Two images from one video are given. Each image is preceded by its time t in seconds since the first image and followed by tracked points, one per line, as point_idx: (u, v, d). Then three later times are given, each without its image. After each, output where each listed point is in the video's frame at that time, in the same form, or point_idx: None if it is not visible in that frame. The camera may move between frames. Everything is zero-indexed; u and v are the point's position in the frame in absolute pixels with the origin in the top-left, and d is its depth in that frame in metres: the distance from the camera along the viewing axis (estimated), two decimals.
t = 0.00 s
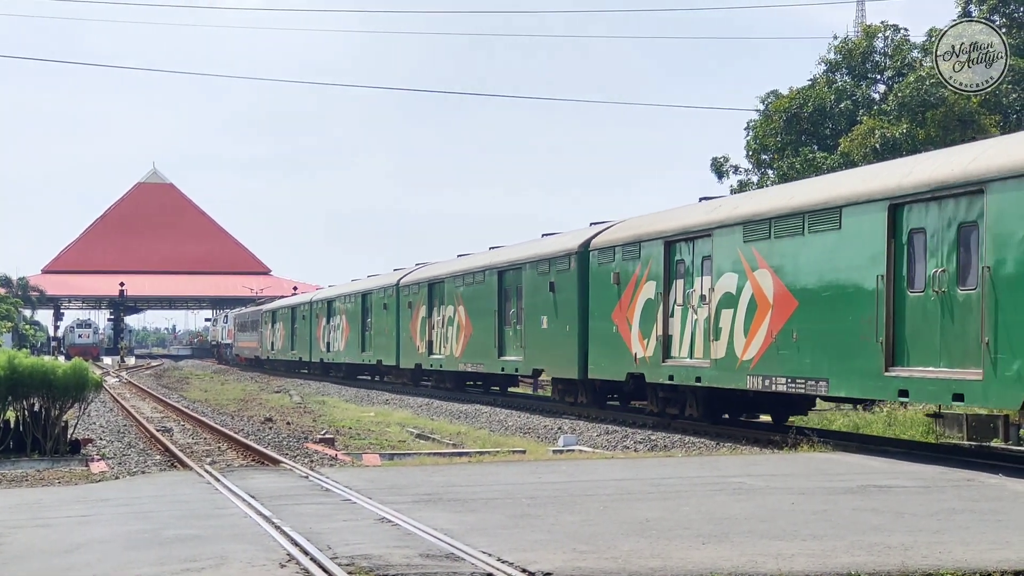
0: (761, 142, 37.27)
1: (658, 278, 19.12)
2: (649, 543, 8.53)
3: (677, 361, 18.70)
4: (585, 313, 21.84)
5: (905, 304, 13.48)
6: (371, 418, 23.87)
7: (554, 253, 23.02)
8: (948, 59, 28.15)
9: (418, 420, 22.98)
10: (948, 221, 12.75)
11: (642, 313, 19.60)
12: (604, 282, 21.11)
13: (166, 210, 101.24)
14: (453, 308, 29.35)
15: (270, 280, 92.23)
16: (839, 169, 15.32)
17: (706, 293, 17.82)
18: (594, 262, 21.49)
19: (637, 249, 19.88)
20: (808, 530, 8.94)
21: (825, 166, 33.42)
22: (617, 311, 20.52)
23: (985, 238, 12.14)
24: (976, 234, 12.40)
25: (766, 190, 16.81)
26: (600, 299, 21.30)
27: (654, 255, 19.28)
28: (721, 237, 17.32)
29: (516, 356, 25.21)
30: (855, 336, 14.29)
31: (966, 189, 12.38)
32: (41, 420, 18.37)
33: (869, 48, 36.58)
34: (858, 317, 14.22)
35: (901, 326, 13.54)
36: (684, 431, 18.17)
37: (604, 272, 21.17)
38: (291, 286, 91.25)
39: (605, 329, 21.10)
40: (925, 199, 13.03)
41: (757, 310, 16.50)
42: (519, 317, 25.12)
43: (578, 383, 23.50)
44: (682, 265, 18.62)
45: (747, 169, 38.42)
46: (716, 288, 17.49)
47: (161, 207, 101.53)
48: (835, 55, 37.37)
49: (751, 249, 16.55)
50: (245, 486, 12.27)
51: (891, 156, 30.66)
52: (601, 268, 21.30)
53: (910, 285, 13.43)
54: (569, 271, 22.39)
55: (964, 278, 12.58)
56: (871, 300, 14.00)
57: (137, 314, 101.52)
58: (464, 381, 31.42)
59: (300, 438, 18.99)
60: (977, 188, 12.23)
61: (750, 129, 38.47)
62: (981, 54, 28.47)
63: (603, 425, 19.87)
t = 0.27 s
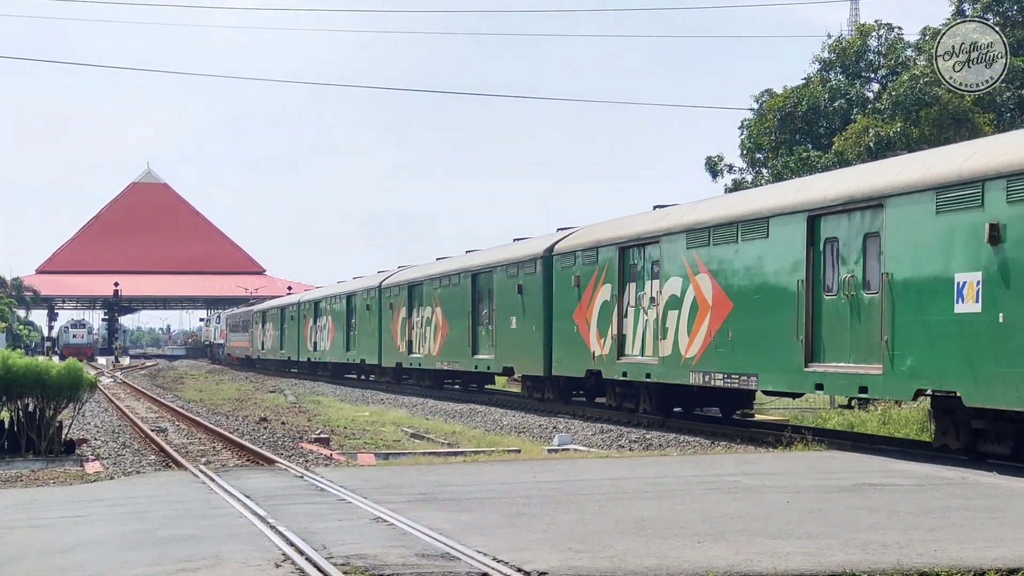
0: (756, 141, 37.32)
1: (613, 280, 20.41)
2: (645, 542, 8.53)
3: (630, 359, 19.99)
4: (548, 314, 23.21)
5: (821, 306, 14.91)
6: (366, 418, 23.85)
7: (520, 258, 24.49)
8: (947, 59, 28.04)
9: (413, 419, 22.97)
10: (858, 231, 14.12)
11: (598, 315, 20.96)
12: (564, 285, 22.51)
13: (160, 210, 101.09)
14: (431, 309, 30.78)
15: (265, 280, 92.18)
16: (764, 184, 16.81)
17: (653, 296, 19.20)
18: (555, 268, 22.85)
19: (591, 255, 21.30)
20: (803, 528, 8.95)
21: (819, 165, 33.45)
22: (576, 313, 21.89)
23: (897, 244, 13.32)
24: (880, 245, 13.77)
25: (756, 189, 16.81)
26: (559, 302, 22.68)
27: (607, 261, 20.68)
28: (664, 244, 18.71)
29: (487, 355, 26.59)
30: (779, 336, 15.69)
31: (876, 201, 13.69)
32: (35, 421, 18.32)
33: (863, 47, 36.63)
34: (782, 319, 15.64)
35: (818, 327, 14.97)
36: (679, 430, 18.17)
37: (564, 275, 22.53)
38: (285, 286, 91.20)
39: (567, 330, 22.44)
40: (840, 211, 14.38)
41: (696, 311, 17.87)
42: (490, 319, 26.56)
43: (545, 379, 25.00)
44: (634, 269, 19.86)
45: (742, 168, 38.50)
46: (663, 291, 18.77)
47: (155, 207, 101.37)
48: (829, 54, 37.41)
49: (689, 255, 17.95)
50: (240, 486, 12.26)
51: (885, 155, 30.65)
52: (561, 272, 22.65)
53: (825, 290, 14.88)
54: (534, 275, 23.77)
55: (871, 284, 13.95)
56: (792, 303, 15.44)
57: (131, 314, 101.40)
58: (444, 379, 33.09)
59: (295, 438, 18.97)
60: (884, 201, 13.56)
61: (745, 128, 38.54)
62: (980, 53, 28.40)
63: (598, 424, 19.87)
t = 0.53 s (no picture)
0: (751, 140, 37.28)
1: (574, 282, 22.49)
2: (641, 541, 8.56)
3: (590, 356, 22.05)
4: (518, 314, 25.33)
5: (755, 307, 16.61)
6: (362, 417, 23.85)
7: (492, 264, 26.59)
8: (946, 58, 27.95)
9: (409, 419, 22.97)
10: (782, 239, 15.86)
11: (562, 315, 23.02)
12: (533, 287, 24.62)
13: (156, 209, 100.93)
14: (413, 309, 32.87)
15: (260, 279, 92.11)
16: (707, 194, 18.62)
17: (610, 297, 21.17)
18: (525, 271, 24.97)
19: (558, 259, 23.31)
20: (798, 527, 8.97)
21: (814, 163, 33.47)
22: (543, 314, 23.94)
23: (812, 252, 15.01)
24: (800, 251, 15.48)
25: (757, 188, 16.96)
26: (530, 303, 24.67)
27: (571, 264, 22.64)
28: (620, 248, 20.70)
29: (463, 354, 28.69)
30: (717, 334, 17.43)
31: (795, 213, 15.42)
32: (31, 421, 18.30)
33: (858, 45, 36.70)
34: (718, 318, 17.42)
35: (751, 326, 16.68)
36: (676, 430, 18.18)
37: (532, 278, 24.67)
38: (281, 286, 91.11)
39: (535, 329, 24.45)
40: (766, 221, 16.14)
41: (647, 311, 19.74)
42: (465, 319, 28.57)
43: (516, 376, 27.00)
44: (594, 272, 21.92)
45: (737, 167, 38.55)
46: (618, 292, 20.77)
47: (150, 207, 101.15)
48: (824, 53, 37.46)
49: (642, 260, 19.85)
50: (236, 486, 12.28)
51: (880, 154, 30.68)
52: (530, 275, 24.78)
53: (757, 293, 16.59)
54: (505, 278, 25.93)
55: (792, 287, 15.70)
56: (727, 303, 17.20)
57: (127, 314, 101.27)
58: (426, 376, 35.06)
59: (292, 437, 18.98)
60: (803, 213, 15.26)
61: (740, 127, 38.54)
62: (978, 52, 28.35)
63: (595, 422, 19.89)
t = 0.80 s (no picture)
0: (749, 139, 37.30)
1: (542, 286, 23.96)
2: (640, 541, 8.56)
3: (557, 356, 23.47)
4: (493, 315, 26.84)
5: (699, 309, 18.00)
6: (361, 418, 23.83)
7: (471, 267, 28.15)
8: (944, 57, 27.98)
9: (408, 419, 22.95)
10: (722, 247, 17.27)
11: (531, 316, 24.48)
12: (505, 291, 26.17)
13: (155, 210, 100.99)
14: (397, 311, 34.22)
15: (259, 280, 92.14)
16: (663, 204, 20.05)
17: (576, 300, 22.65)
18: (499, 275, 26.53)
19: (529, 263, 24.84)
20: (797, 526, 8.97)
21: (812, 162, 33.49)
22: (514, 315, 25.47)
23: (746, 259, 16.40)
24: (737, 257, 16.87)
25: (753, 187, 17.01)
26: (503, 305, 26.11)
27: (540, 268, 24.09)
28: (584, 254, 22.16)
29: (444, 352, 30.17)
30: (665, 334, 18.84)
31: (732, 224, 16.88)
32: (30, 422, 18.30)
33: (856, 45, 36.73)
34: (665, 319, 18.85)
35: (695, 326, 18.10)
36: (675, 429, 18.17)
37: (504, 282, 26.21)
38: (280, 286, 91.13)
39: (507, 330, 25.99)
40: (708, 230, 17.56)
41: (606, 313, 21.16)
42: (447, 319, 30.02)
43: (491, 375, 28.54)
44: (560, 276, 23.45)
45: (736, 167, 38.54)
46: (581, 295, 22.25)
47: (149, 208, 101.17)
48: (822, 52, 37.49)
49: (602, 265, 21.29)
50: (235, 486, 12.27)
51: (878, 153, 30.71)
52: (504, 278, 26.27)
53: (700, 295, 17.96)
54: (482, 281, 27.50)
55: (729, 291, 17.10)
56: (674, 305, 18.68)
57: (125, 314, 101.25)
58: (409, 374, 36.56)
59: (291, 438, 18.98)
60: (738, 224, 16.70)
61: (738, 126, 38.55)
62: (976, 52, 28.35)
63: (593, 422, 19.88)
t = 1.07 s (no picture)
0: (748, 138, 37.31)
1: (517, 288, 25.64)
2: (640, 539, 8.57)
3: (529, 354, 25.07)
4: (472, 316, 28.59)
5: (653, 311, 19.54)
6: (361, 417, 23.82)
7: (454, 271, 29.80)
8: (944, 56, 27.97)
9: (407, 419, 22.94)
10: (673, 253, 18.72)
11: (506, 317, 26.14)
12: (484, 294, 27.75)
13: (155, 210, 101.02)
14: (384, 312, 35.52)
15: (258, 280, 92.18)
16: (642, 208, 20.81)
17: (545, 302, 24.26)
18: (478, 278, 28.17)
19: (504, 267, 26.50)
20: (798, 525, 8.97)
21: (812, 161, 33.50)
22: (491, 316, 27.08)
23: (694, 264, 17.86)
24: (686, 262, 18.31)
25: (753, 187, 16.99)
26: (481, 306, 27.77)
27: (515, 272, 25.79)
28: (553, 260, 23.74)
29: (428, 351, 31.70)
30: (626, 333, 20.32)
31: (680, 232, 18.37)
32: (30, 422, 18.30)
33: (855, 44, 36.74)
34: (624, 318, 20.39)
35: (652, 326, 19.57)
36: (674, 428, 18.16)
37: (483, 285, 27.79)
38: (279, 286, 91.14)
39: (485, 330, 27.61)
40: (661, 237, 19.06)
41: (573, 315, 22.75)
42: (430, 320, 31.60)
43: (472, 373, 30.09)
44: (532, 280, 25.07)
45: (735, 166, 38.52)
46: (551, 298, 23.86)
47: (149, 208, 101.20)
48: (821, 51, 37.50)
49: (570, 269, 22.85)
50: (235, 486, 12.26)
51: (878, 152, 30.71)
52: (482, 281, 27.96)
53: (655, 297, 19.46)
54: (463, 283, 29.25)
55: (679, 294, 18.55)
56: (629, 308, 20.30)
57: (125, 314, 101.27)
58: (396, 373, 37.90)
59: (290, 437, 18.98)
60: (686, 232, 18.19)
61: (738, 125, 38.54)
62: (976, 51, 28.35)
63: (593, 422, 19.87)
